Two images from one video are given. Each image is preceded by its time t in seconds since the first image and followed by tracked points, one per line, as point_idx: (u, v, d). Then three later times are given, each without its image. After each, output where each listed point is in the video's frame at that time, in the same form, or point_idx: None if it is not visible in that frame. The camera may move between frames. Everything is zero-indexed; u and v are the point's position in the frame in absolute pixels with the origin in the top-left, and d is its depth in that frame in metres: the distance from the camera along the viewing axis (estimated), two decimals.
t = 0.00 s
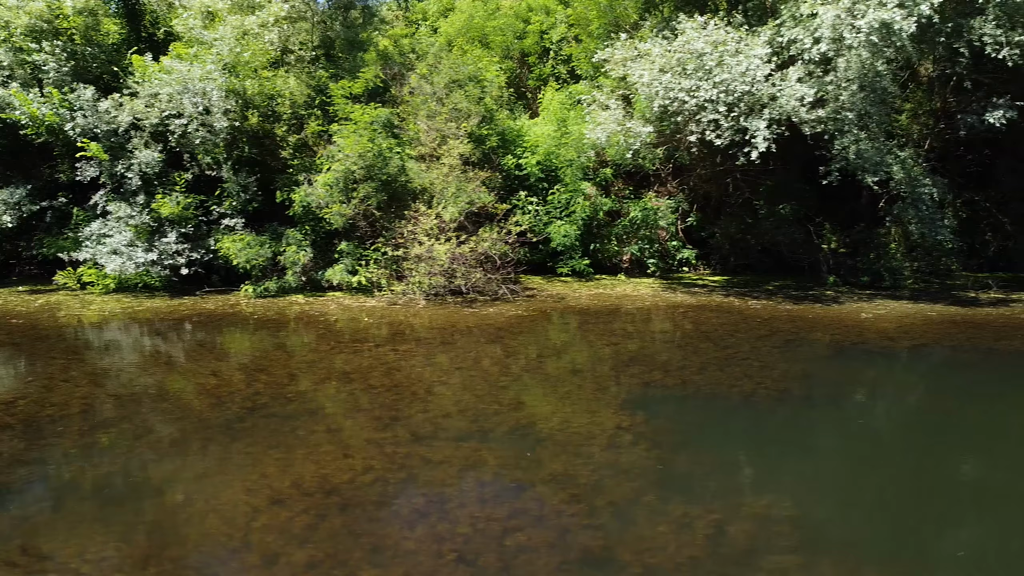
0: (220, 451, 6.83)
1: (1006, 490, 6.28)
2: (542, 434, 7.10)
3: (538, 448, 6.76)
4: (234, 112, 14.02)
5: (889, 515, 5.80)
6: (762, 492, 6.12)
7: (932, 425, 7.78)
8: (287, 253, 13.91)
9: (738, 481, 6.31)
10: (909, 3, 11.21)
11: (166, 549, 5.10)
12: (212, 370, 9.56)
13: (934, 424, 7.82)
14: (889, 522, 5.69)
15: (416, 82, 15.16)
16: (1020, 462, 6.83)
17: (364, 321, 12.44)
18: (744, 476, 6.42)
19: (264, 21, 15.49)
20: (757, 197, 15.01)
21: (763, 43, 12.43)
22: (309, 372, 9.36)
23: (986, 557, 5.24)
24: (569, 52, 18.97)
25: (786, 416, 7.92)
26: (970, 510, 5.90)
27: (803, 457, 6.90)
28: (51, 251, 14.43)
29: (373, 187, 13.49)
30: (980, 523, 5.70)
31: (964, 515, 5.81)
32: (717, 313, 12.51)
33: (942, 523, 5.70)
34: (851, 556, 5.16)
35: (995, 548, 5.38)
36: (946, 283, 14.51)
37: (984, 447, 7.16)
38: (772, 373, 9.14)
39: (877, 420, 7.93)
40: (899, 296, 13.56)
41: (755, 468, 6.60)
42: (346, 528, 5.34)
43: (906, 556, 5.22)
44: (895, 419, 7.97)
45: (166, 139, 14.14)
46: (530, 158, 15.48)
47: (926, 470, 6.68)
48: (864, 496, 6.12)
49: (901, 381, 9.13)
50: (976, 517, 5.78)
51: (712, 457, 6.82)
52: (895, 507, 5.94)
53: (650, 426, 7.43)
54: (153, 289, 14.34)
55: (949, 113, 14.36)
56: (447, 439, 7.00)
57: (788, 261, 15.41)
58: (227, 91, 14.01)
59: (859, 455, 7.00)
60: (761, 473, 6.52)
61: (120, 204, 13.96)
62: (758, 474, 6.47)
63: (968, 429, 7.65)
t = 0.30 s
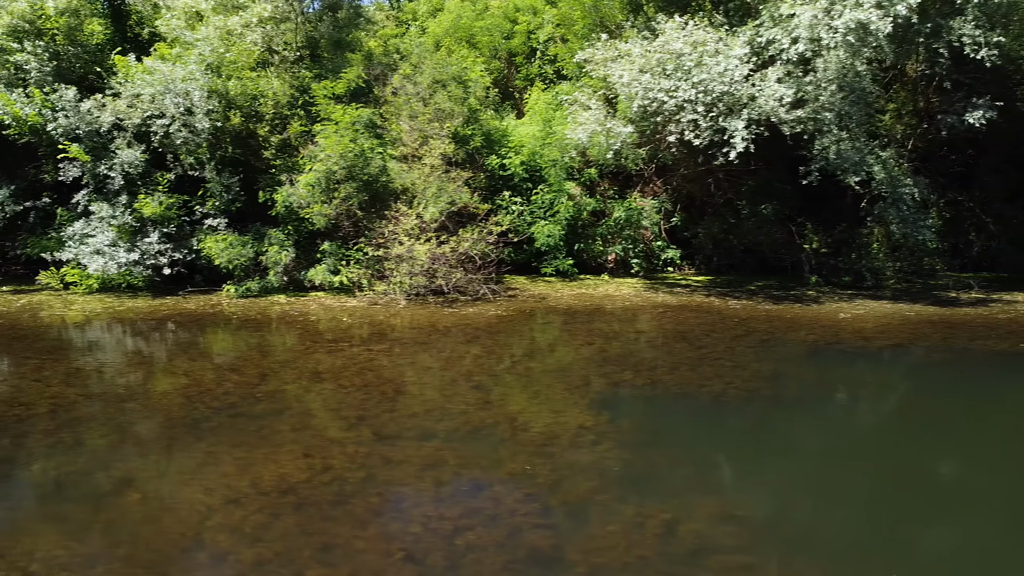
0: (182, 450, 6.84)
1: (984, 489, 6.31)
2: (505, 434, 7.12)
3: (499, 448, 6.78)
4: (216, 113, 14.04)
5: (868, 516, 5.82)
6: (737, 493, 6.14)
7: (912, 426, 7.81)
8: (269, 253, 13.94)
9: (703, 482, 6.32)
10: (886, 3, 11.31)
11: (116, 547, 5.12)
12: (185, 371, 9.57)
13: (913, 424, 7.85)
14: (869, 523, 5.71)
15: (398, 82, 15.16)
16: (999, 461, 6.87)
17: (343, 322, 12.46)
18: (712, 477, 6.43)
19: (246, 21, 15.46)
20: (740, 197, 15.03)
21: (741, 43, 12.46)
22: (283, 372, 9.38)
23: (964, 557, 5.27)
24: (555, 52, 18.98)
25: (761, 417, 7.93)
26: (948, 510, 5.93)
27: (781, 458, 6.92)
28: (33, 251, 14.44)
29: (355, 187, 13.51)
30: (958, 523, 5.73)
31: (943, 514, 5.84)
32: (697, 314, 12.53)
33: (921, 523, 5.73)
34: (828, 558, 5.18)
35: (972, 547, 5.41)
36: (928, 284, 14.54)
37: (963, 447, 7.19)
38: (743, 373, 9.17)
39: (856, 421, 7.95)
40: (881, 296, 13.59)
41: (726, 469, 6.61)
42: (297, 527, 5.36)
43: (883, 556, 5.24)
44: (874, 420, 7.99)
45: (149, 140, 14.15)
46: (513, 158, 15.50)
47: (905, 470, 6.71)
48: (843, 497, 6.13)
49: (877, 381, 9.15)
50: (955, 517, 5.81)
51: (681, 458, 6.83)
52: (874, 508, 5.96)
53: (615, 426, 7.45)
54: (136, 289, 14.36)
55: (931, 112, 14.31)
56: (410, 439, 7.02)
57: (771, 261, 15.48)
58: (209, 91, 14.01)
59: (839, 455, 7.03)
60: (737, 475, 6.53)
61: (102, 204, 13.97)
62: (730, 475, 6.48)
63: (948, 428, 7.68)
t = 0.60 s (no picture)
0: (146, 449, 6.87)
1: (966, 489, 6.34)
2: (469, 433, 7.15)
3: (461, 447, 6.81)
4: (198, 113, 14.08)
5: (849, 516, 5.85)
6: (715, 494, 6.15)
7: (894, 426, 7.84)
8: (252, 253, 13.99)
9: (676, 482, 6.34)
10: (862, 3, 11.33)
11: (69, 545, 5.14)
12: (159, 371, 9.60)
13: (895, 424, 7.88)
14: (850, 524, 5.73)
15: (381, 82, 15.16)
16: (980, 461, 6.91)
17: (323, 321, 12.49)
18: (684, 478, 6.45)
19: (230, 22, 15.48)
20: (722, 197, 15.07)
21: (720, 43, 12.49)
22: (256, 372, 9.43)
23: (945, 556, 5.30)
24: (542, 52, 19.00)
25: (740, 418, 7.95)
26: (929, 509, 5.96)
27: (761, 459, 6.94)
28: (16, 251, 14.44)
29: (336, 188, 13.55)
30: (939, 523, 5.76)
31: (924, 514, 5.87)
32: (675, 313, 12.58)
33: (902, 523, 5.75)
34: (809, 559, 5.20)
35: (953, 547, 5.44)
36: (909, 283, 14.58)
37: (945, 447, 7.23)
38: (713, 373, 9.21)
39: (838, 421, 7.98)
40: (861, 296, 13.62)
41: (704, 470, 6.62)
42: (252, 525, 5.39)
43: (865, 558, 5.26)
44: (855, 420, 8.02)
45: (132, 140, 14.20)
46: (498, 158, 15.52)
47: (887, 470, 6.73)
48: (825, 499, 6.15)
49: (854, 381, 9.18)
50: (936, 517, 5.84)
51: (656, 458, 6.85)
52: (856, 509, 5.98)
53: (580, 425, 7.49)
54: (119, 289, 14.38)
55: (913, 112, 14.30)
56: (374, 438, 7.05)
57: (753, 260, 15.56)
58: (191, 91, 14.09)
59: (821, 456, 7.05)
60: (718, 476, 6.54)
61: (85, 204, 13.97)
62: (708, 476, 6.50)
63: (930, 428, 7.72)
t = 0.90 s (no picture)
0: (109, 448, 6.90)
1: (947, 490, 6.36)
2: (431, 433, 7.18)
3: (422, 446, 6.84)
4: (180, 114, 14.11)
5: (829, 518, 5.86)
6: (693, 497, 6.17)
7: (876, 425, 7.86)
8: (234, 253, 14.03)
9: (648, 484, 6.36)
10: (839, 4, 11.54)
11: (18, 544, 5.16)
12: (133, 372, 9.64)
13: (875, 424, 7.90)
14: (831, 525, 5.75)
15: (364, 82, 15.18)
16: (961, 460, 6.93)
17: (303, 322, 12.52)
18: (655, 479, 6.46)
19: (213, 22, 15.51)
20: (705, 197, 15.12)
21: (699, 44, 12.53)
22: (229, 373, 9.47)
23: (925, 556, 5.32)
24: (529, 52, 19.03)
25: (719, 419, 7.96)
26: (908, 510, 5.98)
27: (742, 460, 6.95)
28: None
29: (317, 188, 13.58)
30: (921, 525, 5.78)
31: (904, 515, 5.90)
32: (654, 314, 12.61)
33: (883, 524, 5.77)
34: (788, 561, 5.22)
35: (934, 547, 5.46)
36: (892, 283, 14.61)
37: (926, 447, 7.25)
38: (683, 373, 9.24)
39: (820, 421, 8.00)
40: (842, 296, 13.64)
41: (681, 471, 6.65)
42: (204, 525, 5.41)
43: (844, 559, 5.29)
44: (836, 420, 8.04)
45: (115, 140, 14.23)
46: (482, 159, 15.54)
47: (868, 470, 6.75)
48: (806, 500, 6.17)
49: (831, 381, 9.19)
50: (916, 517, 5.87)
51: (632, 459, 6.87)
52: (836, 510, 6.00)
53: (544, 426, 7.52)
54: (102, 289, 14.41)
55: (894, 111, 14.09)
56: (336, 437, 7.08)
57: (735, 261, 15.62)
58: (174, 92, 14.14)
59: (802, 456, 7.07)
60: (697, 477, 6.55)
61: (67, 204, 13.98)
62: (686, 477, 6.52)
63: (914, 428, 7.74)
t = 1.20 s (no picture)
0: (71, 447, 6.91)
1: (929, 489, 6.34)
2: (394, 432, 7.20)
3: (384, 445, 6.86)
4: (163, 113, 14.13)
5: (811, 517, 5.84)
6: (671, 497, 6.15)
7: (859, 425, 7.85)
8: (216, 253, 14.04)
9: (623, 485, 6.35)
10: (816, 5, 11.51)
11: None
12: (106, 373, 9.66)
13: (858, 424, 7.88)
14: (815, 525, 5.72)
15: (346, 82, 15.22)
16: (945, 459, 6.91)
17: (282, 321, 12.53)
18: (630, 480, 6.46)
19: (196, 22, 15.54)
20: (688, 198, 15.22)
21: (679, 44, 12.57)
22: (202, 373, 9.49)
23: (906, 555, 5.30)
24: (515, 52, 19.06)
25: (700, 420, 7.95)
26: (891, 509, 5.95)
27: (725, 460, 6.93)
28: None
29: (299, 188, 13.60)
30: (903, 523, 5.75)
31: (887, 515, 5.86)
32: (633, 314, 12.63)
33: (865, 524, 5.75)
34: (767, 562, 5.20)
35: (916, 547, 5.43)
36: (874, 283, 14.58)
37: (910, 447, 7.22)
38: (653, 373, 9.29)
39: (802, 421, 7.98)
40: (824, 296, 13.65)
41: (661, 472, 6.63)
42: (157, 523, 5.42)
43: (825, 559, 5.27)
44: (819, 420, 8.01)
45: (97, 140, 14.23)
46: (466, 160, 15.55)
47: (852, 469, 6.72)
48: (790, 500, 6.14)
49: (808, 381, 9.18)
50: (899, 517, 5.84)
51: (611, 460, 6.85)
52: (819, 509, 5.97)
53: (508, 425, 7.53)
54: (85, 289, 14.43)
55: (876, 111, 14.06)
56: (299, 436, 7.09)
57: (718, 261, 15.69)
58: (156, 92, 14.18)
59: (786, 455, 7.04)
60: (677, 478, 6.53)
61: (49, 204, 13.98)
62: (665, 478, 6.51)
63: (899, 427, 7.71)
